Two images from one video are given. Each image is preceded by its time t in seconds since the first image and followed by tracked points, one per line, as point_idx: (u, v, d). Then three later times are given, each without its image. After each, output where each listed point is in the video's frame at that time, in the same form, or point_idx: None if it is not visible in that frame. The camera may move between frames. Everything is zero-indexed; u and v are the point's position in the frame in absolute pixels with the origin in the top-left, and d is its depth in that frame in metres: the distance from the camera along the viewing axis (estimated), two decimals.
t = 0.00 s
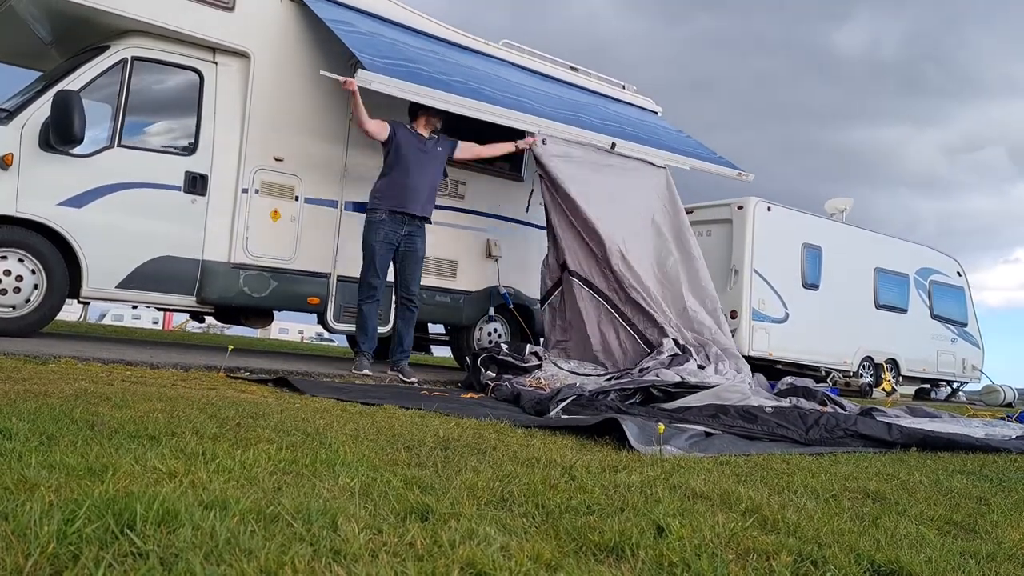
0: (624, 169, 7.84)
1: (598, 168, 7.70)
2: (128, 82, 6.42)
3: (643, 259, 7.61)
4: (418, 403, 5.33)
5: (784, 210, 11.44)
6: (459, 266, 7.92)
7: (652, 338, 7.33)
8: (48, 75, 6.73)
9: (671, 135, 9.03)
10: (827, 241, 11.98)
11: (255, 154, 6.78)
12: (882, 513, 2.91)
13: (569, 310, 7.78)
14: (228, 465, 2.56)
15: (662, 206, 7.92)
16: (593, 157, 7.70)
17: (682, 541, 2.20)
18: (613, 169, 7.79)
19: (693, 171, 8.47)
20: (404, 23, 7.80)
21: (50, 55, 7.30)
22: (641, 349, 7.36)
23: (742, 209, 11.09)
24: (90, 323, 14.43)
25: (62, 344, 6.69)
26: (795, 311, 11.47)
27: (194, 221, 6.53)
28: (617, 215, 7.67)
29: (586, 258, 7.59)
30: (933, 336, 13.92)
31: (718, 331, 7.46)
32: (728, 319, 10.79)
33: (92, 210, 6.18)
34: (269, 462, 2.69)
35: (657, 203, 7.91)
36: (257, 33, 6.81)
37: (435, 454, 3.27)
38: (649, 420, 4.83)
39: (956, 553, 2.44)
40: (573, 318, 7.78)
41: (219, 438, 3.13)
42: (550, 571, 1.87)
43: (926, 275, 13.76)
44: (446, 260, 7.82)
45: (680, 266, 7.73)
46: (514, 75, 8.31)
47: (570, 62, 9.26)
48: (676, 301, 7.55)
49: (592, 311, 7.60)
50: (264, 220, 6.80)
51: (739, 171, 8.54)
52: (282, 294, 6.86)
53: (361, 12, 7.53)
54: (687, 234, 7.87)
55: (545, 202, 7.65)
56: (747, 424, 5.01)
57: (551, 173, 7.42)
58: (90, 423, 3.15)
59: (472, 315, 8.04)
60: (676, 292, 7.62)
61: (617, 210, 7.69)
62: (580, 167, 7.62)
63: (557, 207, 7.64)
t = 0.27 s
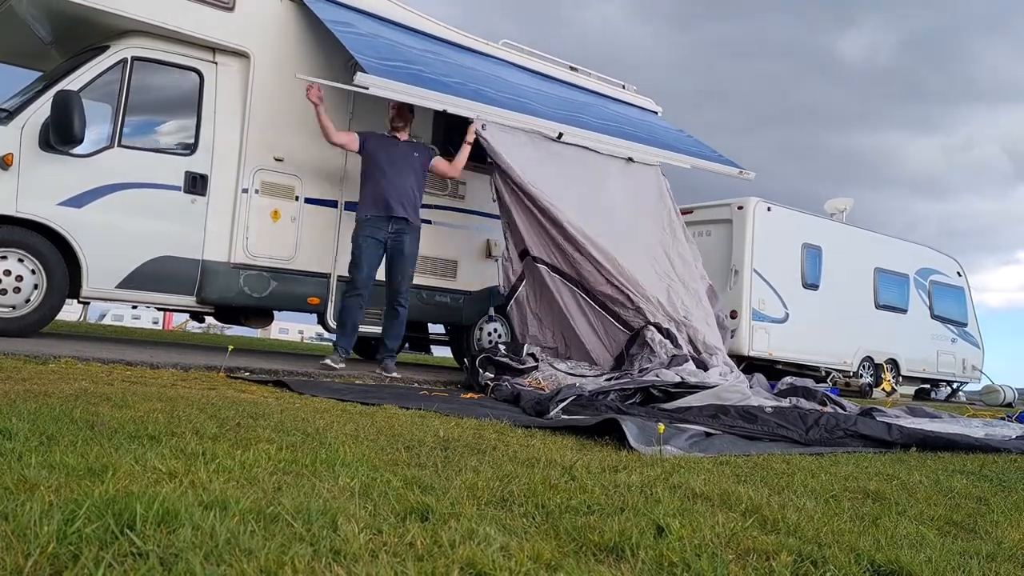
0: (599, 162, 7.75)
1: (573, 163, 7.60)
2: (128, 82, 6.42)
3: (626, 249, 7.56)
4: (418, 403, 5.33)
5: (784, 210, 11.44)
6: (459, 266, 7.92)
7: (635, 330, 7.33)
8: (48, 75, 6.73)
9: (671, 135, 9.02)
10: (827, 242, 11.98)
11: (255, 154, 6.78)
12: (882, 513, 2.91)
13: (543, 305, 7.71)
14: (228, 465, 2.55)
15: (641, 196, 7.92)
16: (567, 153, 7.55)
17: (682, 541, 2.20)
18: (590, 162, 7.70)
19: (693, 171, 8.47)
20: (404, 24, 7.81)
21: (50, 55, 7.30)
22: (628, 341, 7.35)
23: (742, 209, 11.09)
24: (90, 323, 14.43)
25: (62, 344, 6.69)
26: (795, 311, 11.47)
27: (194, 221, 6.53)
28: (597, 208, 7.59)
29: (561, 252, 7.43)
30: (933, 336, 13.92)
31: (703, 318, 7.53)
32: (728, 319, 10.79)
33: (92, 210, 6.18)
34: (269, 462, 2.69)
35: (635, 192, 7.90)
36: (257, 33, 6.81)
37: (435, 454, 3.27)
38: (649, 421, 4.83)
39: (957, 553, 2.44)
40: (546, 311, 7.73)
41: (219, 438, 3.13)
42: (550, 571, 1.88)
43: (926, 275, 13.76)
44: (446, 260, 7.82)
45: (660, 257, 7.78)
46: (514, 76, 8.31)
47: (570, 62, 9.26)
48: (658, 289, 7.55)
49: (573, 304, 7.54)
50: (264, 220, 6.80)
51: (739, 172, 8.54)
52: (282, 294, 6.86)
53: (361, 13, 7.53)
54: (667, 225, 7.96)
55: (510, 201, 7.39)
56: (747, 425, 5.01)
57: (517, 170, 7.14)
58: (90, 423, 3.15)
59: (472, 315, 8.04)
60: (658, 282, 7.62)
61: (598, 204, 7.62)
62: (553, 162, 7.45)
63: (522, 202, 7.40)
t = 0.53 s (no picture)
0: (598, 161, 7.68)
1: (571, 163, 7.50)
2: (128, 82, 6.42)
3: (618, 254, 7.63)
4: (418, 403, 5.33)
5: (784, 210, 11.44)
6: (459, 266, 7.92)
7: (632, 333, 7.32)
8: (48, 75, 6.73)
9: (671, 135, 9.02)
10: (827, 241, 11.99)
11: (255, 154, 6.78)
12: (882, 513, 2.91)
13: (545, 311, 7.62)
14: (228, 465, 2.55)
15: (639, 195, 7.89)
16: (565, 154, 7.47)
17: (681, 541, 2.20)
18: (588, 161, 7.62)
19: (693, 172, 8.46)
20: (405, 24, 7.81)
21: (51, 55, 7.30)
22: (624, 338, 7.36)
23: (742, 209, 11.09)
24: (90, 323, 14.43)
25: (62, 344, 6.69)
26: (795, 311, 11.47)
27: (194, 221, 6.53)
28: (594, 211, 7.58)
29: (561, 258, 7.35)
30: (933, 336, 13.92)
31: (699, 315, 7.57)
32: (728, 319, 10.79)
33: (92, 210, 6.18)
34: (269, 462, 2.69)
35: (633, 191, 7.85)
36: (257, 33, 6.81)
37: (435, 453, 3.27)
38: (649, 421, 4.82)
39: (957, 553, 2.44)
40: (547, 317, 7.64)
41: (219, 438, 3.13)
42: (550, 571, 1.87)
43: (926, 274, 13.77)
44: (446, 260, 7.81)
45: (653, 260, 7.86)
46: (515, 76, 8.31)
47: (570, 62, 9.26)
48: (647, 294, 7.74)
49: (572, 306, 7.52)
50: (265, 219, 6.80)
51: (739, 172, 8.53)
52: (282, 294, 6.86)
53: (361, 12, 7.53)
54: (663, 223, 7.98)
55: (505, 206, 7.31)
56: (747, 424, 5.01)
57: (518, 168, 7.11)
58: (90, 423, 3.15)
59: (472, 315, 8.04)
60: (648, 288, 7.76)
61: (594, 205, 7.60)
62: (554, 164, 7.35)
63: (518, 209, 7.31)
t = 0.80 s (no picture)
0: (592, 162, 7.70)
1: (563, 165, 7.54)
2: (128, 81, 6.42)
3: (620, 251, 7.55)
4: (418, 403, 5.33)
5: (783, 210, 11.44)
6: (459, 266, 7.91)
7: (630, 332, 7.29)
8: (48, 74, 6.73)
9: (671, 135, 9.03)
10: (827, 241, 11.99)
11: (254, 154, 6.78)
12: (882, 513, 2.91)
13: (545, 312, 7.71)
14: (228, 465, 2.55)
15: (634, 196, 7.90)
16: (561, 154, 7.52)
17: (681, 541, 2.20)
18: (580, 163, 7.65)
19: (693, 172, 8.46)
20: (404, 24, 7.81)
21: (50, 55, 7.30)
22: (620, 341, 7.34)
23: (742, 209, 11.09)
24: (90, 323, 14.42)
25: (62, 344, 6.69)
26: (795, 311, 11.47)
27: (194, 221, 6.53)
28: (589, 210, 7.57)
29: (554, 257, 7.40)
30: (933, 336, 13.92)
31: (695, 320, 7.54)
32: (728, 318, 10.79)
33: (92, 210, 6.18)
34: (269, 462, 2.69)
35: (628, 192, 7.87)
36: (257, 33, 6.81)
37: (435, 453, 3.28)
38: (649, 421, 4.82)
39: (956, 553, 2.44)
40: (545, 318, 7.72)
41: (219, 438, 3.12)
42: (550, 571, 1.87)
43: (926, 274, 13.77)
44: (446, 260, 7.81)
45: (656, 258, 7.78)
46: (514, 75, 8.31)
47: (570, 62, 9.26)
48: (652, 292, 7.57)
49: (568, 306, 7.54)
50: (264, 219, 6.80)
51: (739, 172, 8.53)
52: (282, 294, 6.86)
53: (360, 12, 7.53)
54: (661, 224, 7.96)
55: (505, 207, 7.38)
56: (747, 424, 5.00)
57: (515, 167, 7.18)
58: (90, 423, 3.15)
59: (472, 315, 8.04)
60: (652, 286, 7.62)
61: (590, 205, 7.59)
62: (545, 166, 7.40)
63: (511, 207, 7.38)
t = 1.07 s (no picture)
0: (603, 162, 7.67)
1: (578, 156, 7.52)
2: (128, 82, 6.42)
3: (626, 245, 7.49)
4: (418, 404, 5.33)
5: (784, 210, 11.44)
6: (459, 266, 7.92)
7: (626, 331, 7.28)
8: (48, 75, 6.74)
9: (671, 135, 9.03)
10: (827, 242, 11.99)
11: (255, 154, 6.78)
12: (882, 514, 2.91)
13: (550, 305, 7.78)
14: (228, 465, 2.55)
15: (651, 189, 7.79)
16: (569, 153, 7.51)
17: (681, 541, 2.20)
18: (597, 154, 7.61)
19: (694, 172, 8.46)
20: (404, 24, 7.81)
21: (50, 56, 7.31)
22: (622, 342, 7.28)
23: (742, 209, 11.10)
24: (90, 324, 14.44)
25: (62, 344, 6.69)
26: (795, 311, 11.47)
27: (194, 221, 6.53)
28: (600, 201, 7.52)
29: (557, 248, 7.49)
30: (933, 336, 13.93)
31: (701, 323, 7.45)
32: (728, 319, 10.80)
33: (92, 210, 6.18)
34: (269, 463, 2.69)
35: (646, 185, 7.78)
36: (257, 33, 6.81)
37: (435, 453, 3.28)
38: (649, 421, 4.83)
39: (956, 553, 2.44)
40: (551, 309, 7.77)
41: (220, 438, 3.12)
42: (550, 571, 1.88)
43: (926, 275, 13.77)
44: (446, 260, 7.82)
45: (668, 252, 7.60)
46: (514, 76, 8.31)
47: (570, 62, 9.26)
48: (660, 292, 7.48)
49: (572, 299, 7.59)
50: (264, 220, 6.80)
51: (739, 171, 8.53)
52: (282, 294, 6.86)
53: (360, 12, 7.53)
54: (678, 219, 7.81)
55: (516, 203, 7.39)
56: (747, 425, 5.01)
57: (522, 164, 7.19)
58: (90, 423, 3.15)
59: (472, 315, 8.04)
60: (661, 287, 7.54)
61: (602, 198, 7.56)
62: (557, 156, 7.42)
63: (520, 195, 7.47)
